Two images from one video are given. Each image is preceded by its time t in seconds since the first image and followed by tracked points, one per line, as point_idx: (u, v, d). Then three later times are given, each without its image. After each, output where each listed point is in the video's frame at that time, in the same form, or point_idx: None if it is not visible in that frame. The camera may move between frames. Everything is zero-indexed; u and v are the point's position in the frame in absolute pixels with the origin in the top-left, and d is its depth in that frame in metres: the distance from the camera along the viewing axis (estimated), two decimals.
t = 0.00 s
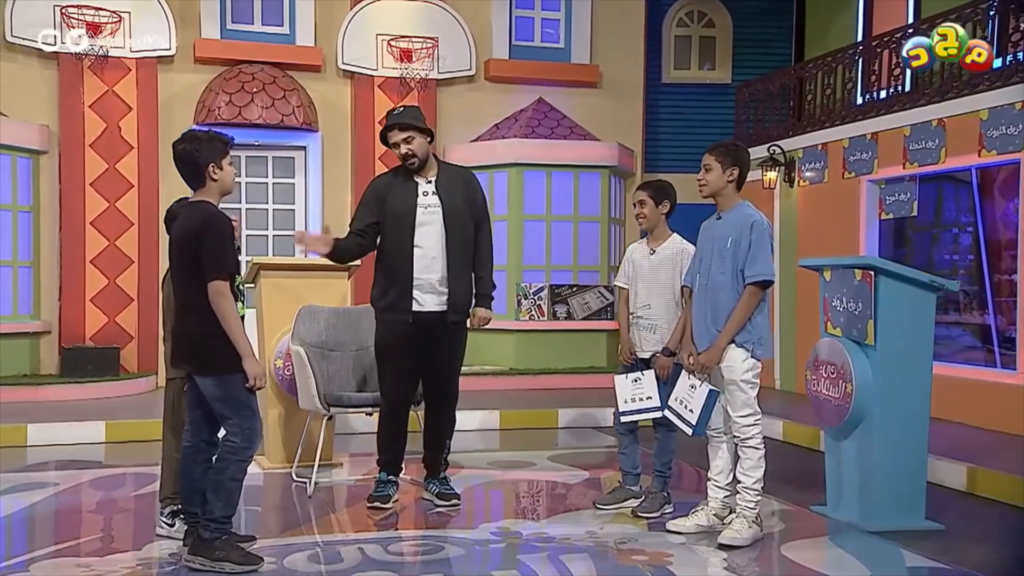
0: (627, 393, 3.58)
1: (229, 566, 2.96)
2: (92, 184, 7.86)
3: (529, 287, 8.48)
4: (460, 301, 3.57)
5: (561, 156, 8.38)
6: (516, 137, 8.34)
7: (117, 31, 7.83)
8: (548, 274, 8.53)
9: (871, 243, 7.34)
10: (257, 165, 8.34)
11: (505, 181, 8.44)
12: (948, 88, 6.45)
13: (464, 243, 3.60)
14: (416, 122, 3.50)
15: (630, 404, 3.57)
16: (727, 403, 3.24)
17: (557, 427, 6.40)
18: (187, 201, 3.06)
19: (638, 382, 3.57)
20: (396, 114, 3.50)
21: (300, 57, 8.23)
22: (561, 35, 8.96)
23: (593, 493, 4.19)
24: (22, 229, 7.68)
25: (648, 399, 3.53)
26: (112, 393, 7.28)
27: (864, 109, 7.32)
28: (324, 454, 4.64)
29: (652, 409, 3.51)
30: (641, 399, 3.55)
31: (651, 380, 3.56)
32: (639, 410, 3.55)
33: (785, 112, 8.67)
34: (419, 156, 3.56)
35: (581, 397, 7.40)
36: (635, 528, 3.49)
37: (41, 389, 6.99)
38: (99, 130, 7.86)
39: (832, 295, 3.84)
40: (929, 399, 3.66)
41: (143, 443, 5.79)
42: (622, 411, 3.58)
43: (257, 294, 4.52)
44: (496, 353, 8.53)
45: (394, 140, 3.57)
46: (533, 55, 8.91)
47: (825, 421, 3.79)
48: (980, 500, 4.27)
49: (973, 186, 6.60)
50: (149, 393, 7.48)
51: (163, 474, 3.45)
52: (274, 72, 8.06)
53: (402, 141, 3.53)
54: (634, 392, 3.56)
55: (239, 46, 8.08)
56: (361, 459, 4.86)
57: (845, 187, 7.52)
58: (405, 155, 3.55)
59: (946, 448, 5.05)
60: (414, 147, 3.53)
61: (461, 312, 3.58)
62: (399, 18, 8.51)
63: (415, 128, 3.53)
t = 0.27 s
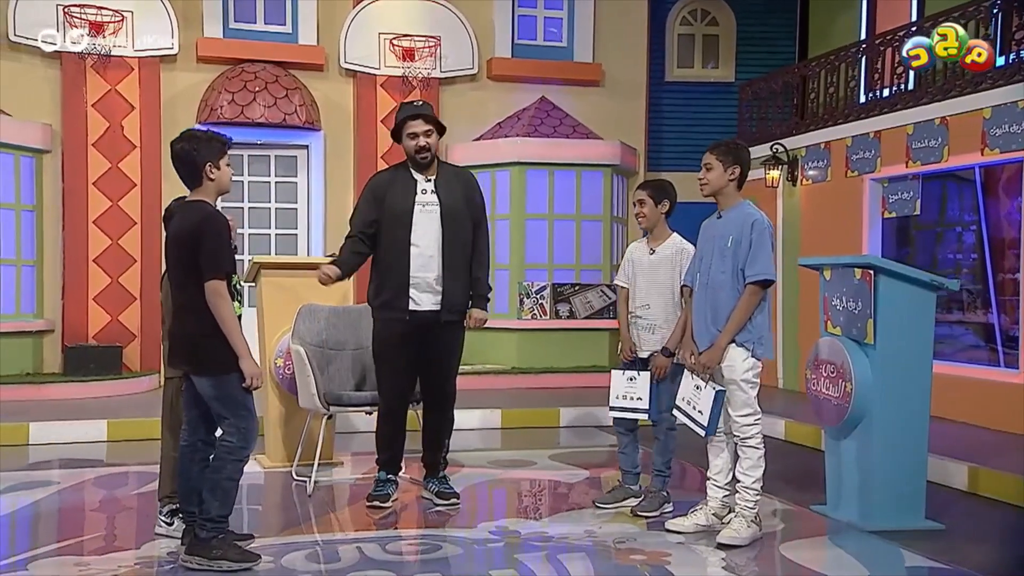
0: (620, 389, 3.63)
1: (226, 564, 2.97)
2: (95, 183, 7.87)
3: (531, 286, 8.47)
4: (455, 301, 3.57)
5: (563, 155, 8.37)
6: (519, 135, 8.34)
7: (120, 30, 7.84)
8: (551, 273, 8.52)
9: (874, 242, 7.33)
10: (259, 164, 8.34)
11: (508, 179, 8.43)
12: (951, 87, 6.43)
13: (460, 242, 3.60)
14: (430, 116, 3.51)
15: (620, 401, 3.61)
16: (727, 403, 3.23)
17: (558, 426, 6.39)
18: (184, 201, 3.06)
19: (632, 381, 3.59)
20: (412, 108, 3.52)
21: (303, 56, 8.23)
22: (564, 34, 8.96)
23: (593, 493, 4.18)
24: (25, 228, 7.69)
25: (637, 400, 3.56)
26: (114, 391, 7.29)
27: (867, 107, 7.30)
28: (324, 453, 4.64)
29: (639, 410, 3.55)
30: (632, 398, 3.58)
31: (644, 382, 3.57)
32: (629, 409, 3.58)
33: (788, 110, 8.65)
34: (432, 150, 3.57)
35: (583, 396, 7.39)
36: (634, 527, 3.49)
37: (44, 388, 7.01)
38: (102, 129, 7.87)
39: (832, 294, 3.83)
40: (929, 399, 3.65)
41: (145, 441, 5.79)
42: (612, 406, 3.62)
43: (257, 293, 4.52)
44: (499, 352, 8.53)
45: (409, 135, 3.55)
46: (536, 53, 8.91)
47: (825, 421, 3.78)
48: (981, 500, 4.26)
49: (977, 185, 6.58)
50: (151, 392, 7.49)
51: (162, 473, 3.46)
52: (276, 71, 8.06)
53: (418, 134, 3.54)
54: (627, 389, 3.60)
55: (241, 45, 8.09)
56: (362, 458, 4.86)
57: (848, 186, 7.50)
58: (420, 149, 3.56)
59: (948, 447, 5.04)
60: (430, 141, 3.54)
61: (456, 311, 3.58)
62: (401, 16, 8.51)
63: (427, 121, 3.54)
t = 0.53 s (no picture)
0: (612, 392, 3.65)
1: (234, 558, 3.00)
2: (98, 183, 7.89)
3: (534, 285, 8.47)
4: (452, 301, 3.57)
5: (566, 154, 8.36)
6: (522, 134, 8.34)
7: (123, 30, 7.85)
8: (554, 272, 8.52)
9: (877, 240, 7.32)
10: (262, 163, 8.35)
11: (510, 178, 8.42)
12: (955, 85, 6.41)
13: (458, 242, 3.60)
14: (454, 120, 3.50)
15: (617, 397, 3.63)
16: (727, 403, 3.22)
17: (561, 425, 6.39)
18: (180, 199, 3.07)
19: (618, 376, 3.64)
20: (439, 109, 3.49)
21: (306, 55, 8.23)
22: (567, 32, 8.94)
23: (593, 492, 4.17)
24: (29, 227, 7.71)
25: (629, 393, 3.60)
26: (117, 390, 7.31)
27: (871, 106, 7.27)
28: (324, 452, 4.65)
29: (633, 402, 3.59)
30: (621, 393, 3.62)
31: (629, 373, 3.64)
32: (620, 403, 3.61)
33: (792, 108, 8.63)
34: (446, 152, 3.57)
35: (585, 395, 7.39)
36: (633, 527, 3.48)
37: (48, 386, 7.03)
38: (105, 128, 7.89)
39: (833, 293, 3.82)
40: (929, 399, 3.64)
41: (147, 440, 5.80)
42: (600, 405, 3.62)
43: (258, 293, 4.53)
44: (502, 351, 8.53)
45: (428, 135, 3.53)
46: (539, 52, 8.90)
47: (825, 421, 3.77)
48: (983, 500, 4.24)
49: (981, 183, 6.55)
50: (155, 391, 7.51)
51: (161, 472, 3.46)
52: (279, 71, 8.07)
53: (438, 137, 3.53)
54: (614, 386, 3.63)
55: (245, 44, 8.09)
56: (363, 458, 4.86)
57: (852, 184, 7.48)
58: (435, 151, 3.56)
59: (951, 447, 5.02)
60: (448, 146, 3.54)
61: (452, 311, 3.58)
62: (404, 15, 8.51)
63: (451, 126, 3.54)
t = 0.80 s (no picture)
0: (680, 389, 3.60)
1: (245, 552, 3.10)
2: (103, 183, 7.91)
3: (538, 285, 8.47)
4: (456, 301, 3.58)
5: (569, 153, 8.36)
6: (525, 134, 8.34)
7: (127, 30, 7.87)
8: (557, 271, 8.51)
9: (881, 240, 7.30)
10: (266, 164, 8.35)
11: (514, 178, 8.41)
12: (960, 84, 6.39)
13: (459, 242, 3.60)
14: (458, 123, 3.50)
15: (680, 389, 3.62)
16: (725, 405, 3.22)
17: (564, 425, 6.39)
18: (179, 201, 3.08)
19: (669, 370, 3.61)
20: (443, 111, 3.48)
21: (309, 55, 8.24)
22: (571, 32, 8.94)
23: (595, 492, 4.18)
24: (33, 227, 7.73)
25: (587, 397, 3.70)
26: (121, 390, 7.33)
27: (875, 105, 7.25)
28: (325, 453, 4.65)
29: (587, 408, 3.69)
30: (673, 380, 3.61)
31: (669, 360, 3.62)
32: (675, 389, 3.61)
33: (796, 108, 8.61)
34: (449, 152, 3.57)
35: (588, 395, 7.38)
36: (633, 528, 3.48)
37: (52, 386, 7.05)
38: (109, 128, 7.91)
39: (833, 293, 3.82)
40: (929, 399, 3.63)
41: (150, 440, 5.82)
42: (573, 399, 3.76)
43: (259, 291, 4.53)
44: (505, 351, 8.53)
45: (431, 136, 3.53)
46: (542, 52, 8.89)
47: (825, 421, 3.76)
48: (984, 500, 4.23)
49: (986, 183, 6.52)
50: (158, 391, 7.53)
51: (161, 471, 3.46)
52: (283, 70, 8.08)
53: (440, 137, 3.53)
54: (581, 386, 3.74)
55: (248, 44, 8.10)
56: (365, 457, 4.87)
57: (856, 184, 7.47)
58: (437, 152, 3.56)
59: (954, 447, 5.00)
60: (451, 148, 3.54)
61: (457, 311, 3.59)
62: (408, 15, 8.52)
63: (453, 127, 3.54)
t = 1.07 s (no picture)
0: (618, 343, 3.53)
1: (294, 548, 3.16)
2: (107, 183, 7.92)
3: (541, 285, 8.47)
4: (455, 302, 3.58)
5: (573, 153, 8.35)
6: (528, 134, 8.34)
7: (131, 30, 7.88)
8: (560, 271, 8.51)
9: (885, 240, 7.28)
10: (270, 163, 8.39)
11: (517, 178, 8.41)
12: (964, 84, 6.37)
13: (459, 243, 3.61)
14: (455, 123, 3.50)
15: (628, 353, 3.52)
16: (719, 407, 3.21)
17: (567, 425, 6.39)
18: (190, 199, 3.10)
19: (625, 328, 3.54)
20: (441, 111, 3.47)
21: (313, 55, 8.25)
22: (574, 32, 8.93)
23: (596, 492, 4.18)
24: (38, 227, 7.75)
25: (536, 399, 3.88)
26: (124, 389, 7.34)
27: (879, 104, 7.23)
28: (327, 453, 4.66)
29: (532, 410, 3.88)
30: (633, 342, 3.52)
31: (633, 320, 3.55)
32: (639, 353, 3.51)
33: (800, 107, 8.59)
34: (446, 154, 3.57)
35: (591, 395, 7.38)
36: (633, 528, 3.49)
37: (56, 385, 7.06)
38: (113, 129, 7.92)
39: (834, 293, 3.81)
40: (931, 400, 3.62)
41: (153, 439, 5.83)
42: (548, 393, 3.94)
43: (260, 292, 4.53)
44: (508, 351, 8.53)
45: (428, 137, 3.52)
46: (546, 51, 8.89)
47: (826, 421, 3.74)
48: (986, 501, 4.22)
49: (991, 182, 6.49)
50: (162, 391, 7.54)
51: (161, 472, 3.47)
52: (286, 70, 8.08)
53: (436, 137, 3.52)
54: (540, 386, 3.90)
55: (252, 44, 8.11)
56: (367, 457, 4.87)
57: (860, 183, 7.45)
58: (434, 152, 3.55)
59: (957, 447, 4.99)
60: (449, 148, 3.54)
61: (456, 312, 3.59)
62: (411, 15, 8.52)
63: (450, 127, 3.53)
